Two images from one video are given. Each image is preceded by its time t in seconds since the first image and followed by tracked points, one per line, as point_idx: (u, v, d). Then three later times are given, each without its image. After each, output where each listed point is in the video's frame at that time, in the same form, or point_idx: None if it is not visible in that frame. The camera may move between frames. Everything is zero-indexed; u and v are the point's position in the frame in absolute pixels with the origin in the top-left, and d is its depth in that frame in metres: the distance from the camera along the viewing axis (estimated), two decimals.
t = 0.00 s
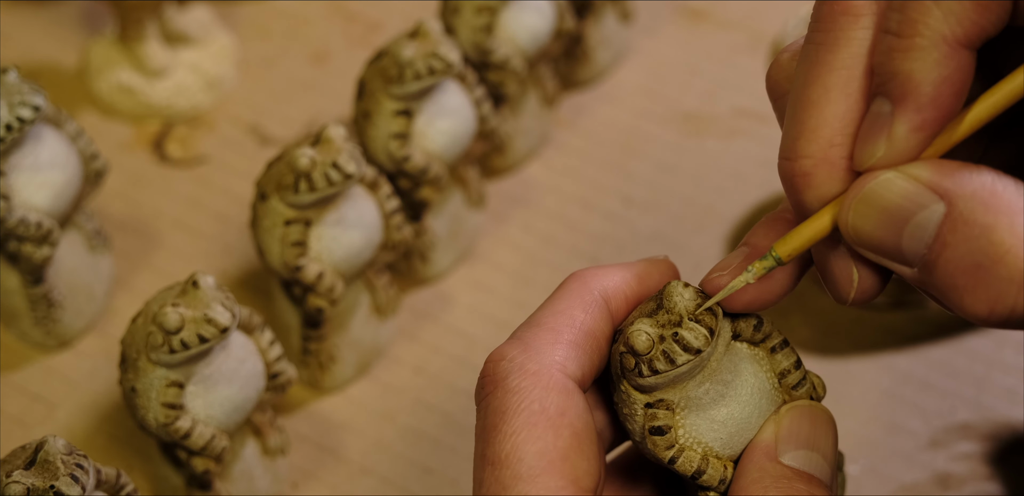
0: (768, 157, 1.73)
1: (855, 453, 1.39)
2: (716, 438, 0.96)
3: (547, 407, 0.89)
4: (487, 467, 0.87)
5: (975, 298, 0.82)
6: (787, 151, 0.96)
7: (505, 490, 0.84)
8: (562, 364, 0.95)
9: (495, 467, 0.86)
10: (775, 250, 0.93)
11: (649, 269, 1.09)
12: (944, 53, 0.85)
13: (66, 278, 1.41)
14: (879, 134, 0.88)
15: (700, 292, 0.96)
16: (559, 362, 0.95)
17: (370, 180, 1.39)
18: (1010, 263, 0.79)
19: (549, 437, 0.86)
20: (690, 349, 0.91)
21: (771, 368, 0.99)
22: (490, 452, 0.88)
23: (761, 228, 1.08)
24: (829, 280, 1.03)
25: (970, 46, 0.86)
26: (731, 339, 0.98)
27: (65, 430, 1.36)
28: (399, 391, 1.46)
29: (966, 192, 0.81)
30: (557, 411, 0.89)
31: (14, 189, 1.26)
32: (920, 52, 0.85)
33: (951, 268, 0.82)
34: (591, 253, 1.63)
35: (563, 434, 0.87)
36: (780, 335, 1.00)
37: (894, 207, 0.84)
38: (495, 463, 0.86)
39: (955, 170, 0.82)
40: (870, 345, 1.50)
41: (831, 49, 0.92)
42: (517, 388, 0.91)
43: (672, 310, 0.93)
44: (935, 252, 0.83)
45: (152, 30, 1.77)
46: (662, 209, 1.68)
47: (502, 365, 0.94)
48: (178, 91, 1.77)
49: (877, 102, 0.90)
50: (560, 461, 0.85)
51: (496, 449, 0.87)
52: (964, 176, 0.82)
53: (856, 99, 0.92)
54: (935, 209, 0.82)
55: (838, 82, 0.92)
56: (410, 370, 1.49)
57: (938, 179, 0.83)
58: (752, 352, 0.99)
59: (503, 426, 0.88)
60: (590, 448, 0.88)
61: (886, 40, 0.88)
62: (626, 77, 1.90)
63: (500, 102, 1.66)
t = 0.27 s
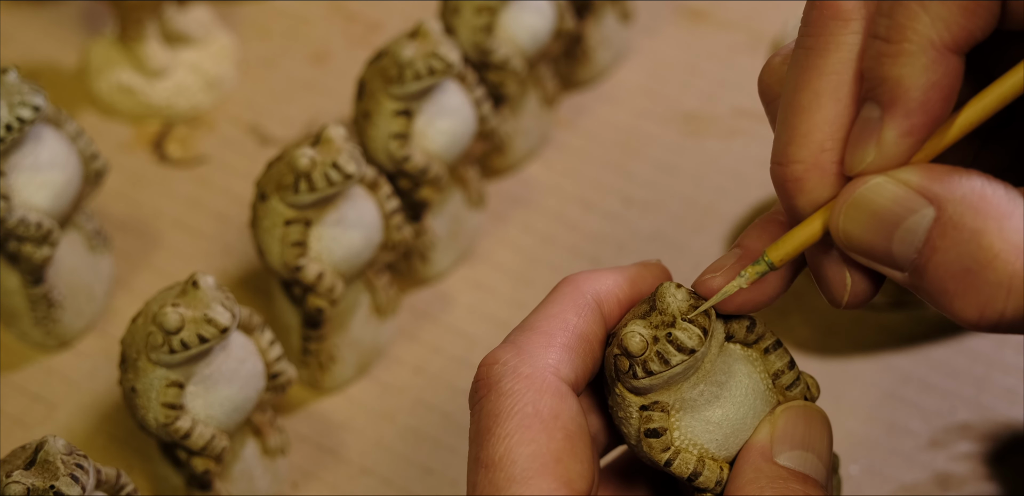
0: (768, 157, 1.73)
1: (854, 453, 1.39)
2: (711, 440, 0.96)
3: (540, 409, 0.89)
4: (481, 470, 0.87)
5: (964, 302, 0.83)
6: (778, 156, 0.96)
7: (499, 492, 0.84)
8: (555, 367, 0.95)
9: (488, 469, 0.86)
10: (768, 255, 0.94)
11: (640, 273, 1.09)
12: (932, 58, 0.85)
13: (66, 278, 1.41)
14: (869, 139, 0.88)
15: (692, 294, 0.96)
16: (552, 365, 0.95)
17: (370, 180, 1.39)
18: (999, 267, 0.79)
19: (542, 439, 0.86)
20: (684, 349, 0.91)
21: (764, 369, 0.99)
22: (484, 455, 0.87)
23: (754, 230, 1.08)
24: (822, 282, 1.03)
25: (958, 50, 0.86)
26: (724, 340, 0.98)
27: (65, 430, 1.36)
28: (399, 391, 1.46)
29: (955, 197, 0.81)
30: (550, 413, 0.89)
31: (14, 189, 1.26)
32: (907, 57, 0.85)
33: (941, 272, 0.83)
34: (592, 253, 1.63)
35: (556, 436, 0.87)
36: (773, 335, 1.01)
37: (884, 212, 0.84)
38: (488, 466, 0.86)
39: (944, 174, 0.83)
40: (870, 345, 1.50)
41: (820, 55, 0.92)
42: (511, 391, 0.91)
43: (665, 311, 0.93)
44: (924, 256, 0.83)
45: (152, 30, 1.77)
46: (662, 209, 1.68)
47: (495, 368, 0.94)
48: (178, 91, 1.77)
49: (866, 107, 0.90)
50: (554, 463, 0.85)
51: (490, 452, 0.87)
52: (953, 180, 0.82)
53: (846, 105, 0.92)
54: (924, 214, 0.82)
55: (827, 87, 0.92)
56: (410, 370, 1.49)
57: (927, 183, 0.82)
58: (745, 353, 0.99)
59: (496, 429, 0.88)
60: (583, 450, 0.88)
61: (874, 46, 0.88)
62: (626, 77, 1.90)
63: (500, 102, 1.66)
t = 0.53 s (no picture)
0: (768, 157, 1.73)
1: (855, 453, 1.39)
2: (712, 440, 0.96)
3: (539, 410, 0.89)
4: (480, 470, 0.87)
5: (968, 299, 0.83)
6: (783, 155, 0.97)
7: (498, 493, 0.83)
8: (554, 368, 0.95)
9: (487, 470, 0.86)
10: (775, 254, 0.94)
11: (640, 274, 1.09)
12: (935, 55, 0.85)
13: (66, 278, 1.41)
14: (873, 137, 0.89)
15: (692, 293, 0.96)
16: (551, 366, 0.95)
17: (370, 180, 1.39)
18: (1003, 265, 0.79)
19: (541, 440, 0.86)
20: (686, 347, 0.91)
21: (764, 369, 1.00)
22: (483, 456, 0.87)
23: (755, 229, 1.08)
24: (828, 280, 1.03)
25: (961, 47, 0.86)
26: (724, 340, 0.98)
27: (65, 430, 1.36)
28: (399, 391, 1.46)
29: (960, 194, 0.80)
30: (549, 414, 0.89)
31: (14, 189, 1.26)
32: (911, 55, 0.85)
33: (945, 269, 0.83)
34: (592, 253, 1.63)
35: (555, 437, 0.87)
36: (773, 335, 1.01)
37: (889, 209, 0.84)
38: (487, 467, 0.86)
39: (949, 171, 0.82)
40: (870, 345, 1.50)
41: (824, 53, 0.92)
42: (510, 392, 0.91)
43: (666, 310, 0.93)
44: (929, 253, 0.83)
45: (152, 30, 1.77)
46: (662, 209, 1.68)
47: (494, 370, 0.94)
48: (178, 91, 1.77)
49: (871, 106, 0.90)
50: (553, 464, 0.85)
51: (489, 453, 0.87)
52: (958, 178, 0.81)
53: (851, 103, 0.92)
54: (928, 211, 0.82)
55: (831, 86, 0.92)
56: (410, 370, 1.49)
57: (932, 181, 0.82)
58: (745, 354, 0.99)
59: (495, 430, 0.88)
60: (583, 451, 0.88)
61: (878, 44, 0.88)
62: (626, 77, 1.90)
63: (500, 102, 1.66)
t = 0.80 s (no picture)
0: (768, 157, 1.73)
1: (854, 453, 1.39)
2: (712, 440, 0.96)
3: (535, 411, 0.89)
4: (476, 472, 0.87)
5: (966, 299, 0.83)
6: (781, 156, 0.97)
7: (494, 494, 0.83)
8: (551, 369, 0.95)
9: (484, 472, 0.86)
10: (773, 253, 0.94)
11: (638, 277, 1.09)
12: (934, 54, 0.85)
13: (66, 278, 1.41)
14: (871, 137, 0.89)
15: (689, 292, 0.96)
16: (548, 367, 0.95)
17: (370, 180, 1.38)
18: (1002, 265, 0.79)
19: (538, 441, 0.86)
20: (685, 346, 0.91)
21: (764, 368, 1.00)
22: (480, 457, 0.87)
23: (754, 229, 1.08)
24: (827, 281, 1.03)
25: (959, 46, 0.86)
26: (723, 340, 0.98)
27: (65, 430, 1.36)
28: (399, 392, 1.46)
29: (959, 193, 0.80)
30: (546, 416, 0.89)
31: (14, 189, 1.26)
32: (909, 54, 0.85)
33: (944, 269, 0.83)
34: (592, 253, 1.63)
35: (552, 438, 0.87)
36: (772, 335, 1.01)
37: (889, 209, 0.84)
38: (484, 468, 0.86)
39: (948, 170, 0.82)
40: (869, 345, 1.50)
41: (822, 53, 0.92)
42: (507, 394, 0.91)
43: (665, 310, 0.93)
44: (927, 253, 0.83)
45: (152, 30, 1.77)
46: (662, 209, 1.68)
47: (491, 372, 0.94)
48: (178, 91, 1.77)
49: (869, 105, 0.90)
50: (549, 465, 0.84)
51: (486, 454, 0.87)
52: (956, 177, 0.81)
53: (849, 103, 0.92)
54: (928, 210, 0.82)
55: (830, 86, 0.92)
56: (410, 370, 1.49)
57: (931, 180, 0.82)
58: (744, 353, 0.99)
59: (492, 432, 0.88)
60: (579, 452, 0.88)
61: (876, 43, 0.88)
62: (626, 77, 1.90)
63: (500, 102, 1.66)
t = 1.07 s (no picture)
0: (768, 157, 1.73)
1: (854, 453, 1.39)
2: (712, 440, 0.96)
3: (534, 412, 0.89)
4: (475, 473, 0.87)
5: (966, 299, 0.83)
6: (782, 157, 0.97)
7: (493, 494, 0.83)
8: (549, 370, 0.95)
9: (483, 472, 0.86)
10: (776, 255, 0.94)
11: (637, 278, 1.09)
12: (932, 54, 0.85)
13: (66, 278, 1.41)
14: (871, 138, 0.89)
15: (686, 291, 0.96)
16: (546, 368, 0.95)
17: (370, 180, 1.38)
18: (1002, 264, 0.78)
19: (536, 441, 0.86)
20: (680, 343, 0.91)
21: (763, 366, 1.00)
22: (478, 458, 0.87)
23: (751, 229, 1.08)
24: (829, 281, 1.03)
25: (958, 46, 0.85)
26: (721, 339, 0.99)
27: (65, 430, 1.36)
28: (399, 392, 1.46)
29: (959, 193, 0.80)
30: (544, 416, 0.89)
31: (14, 189, 1.26)
32: (907, 55, 0.85)
33: (945, 269, 0.83)
34: (592, 253, 1.63)
35: (550, 438, 0.87)
36: (770, 333, 1.01)
37: (889, 208, 0.84)
38: (482, 468, 0.86)
39: (947, 170, 0.82)
40: (869, 345, 1.50)
41: (821, 54, 0.92)
42: (505, 395, 0.91)
43: (660, 308, 0.93)
44: (928, 252, 0.83)
45: (152, 30, 1.77)
46: (662, 209, 1.68)
47: (489, 373, 0.94)
48: (178, 91, 1.77)
49: (868, 106, 0.90)
50: (549, 464, 0.84)
51: (484, 455, 0.87)
52: (956, 177, 0.81)
53: (849, 104, 0.93)
54: (928, 210, 0.82)
55: (829, 87, 0.92)
56: (410, 370, 1.49)
57: (930, 180, 0.82)
58: (743, 352, 1.00)
59: (490, 432, 0.88)
60: (578, 452, 0.88)
61: (874, 44, 0.88)
62: (626, 77, 1.90)
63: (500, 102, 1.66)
